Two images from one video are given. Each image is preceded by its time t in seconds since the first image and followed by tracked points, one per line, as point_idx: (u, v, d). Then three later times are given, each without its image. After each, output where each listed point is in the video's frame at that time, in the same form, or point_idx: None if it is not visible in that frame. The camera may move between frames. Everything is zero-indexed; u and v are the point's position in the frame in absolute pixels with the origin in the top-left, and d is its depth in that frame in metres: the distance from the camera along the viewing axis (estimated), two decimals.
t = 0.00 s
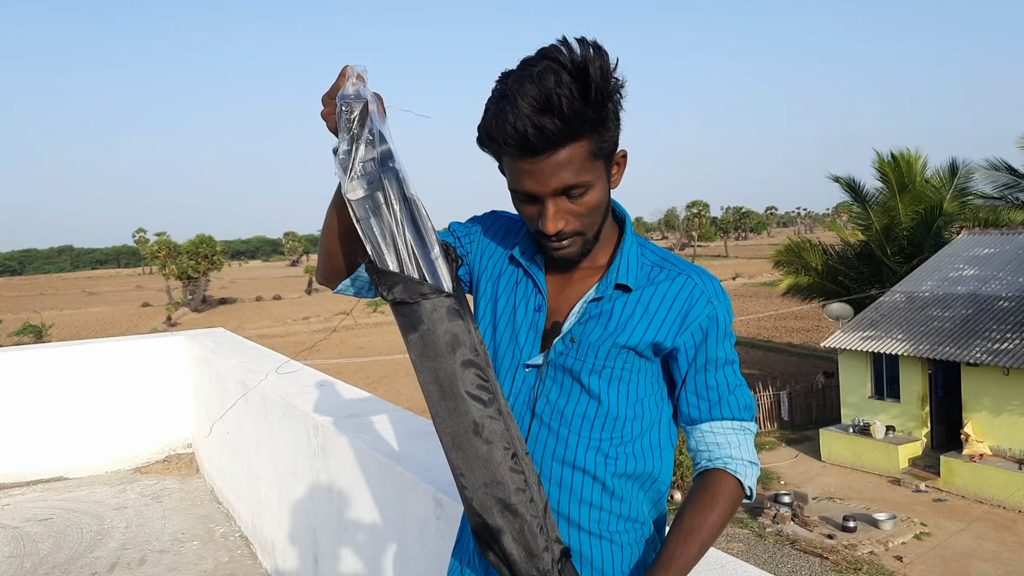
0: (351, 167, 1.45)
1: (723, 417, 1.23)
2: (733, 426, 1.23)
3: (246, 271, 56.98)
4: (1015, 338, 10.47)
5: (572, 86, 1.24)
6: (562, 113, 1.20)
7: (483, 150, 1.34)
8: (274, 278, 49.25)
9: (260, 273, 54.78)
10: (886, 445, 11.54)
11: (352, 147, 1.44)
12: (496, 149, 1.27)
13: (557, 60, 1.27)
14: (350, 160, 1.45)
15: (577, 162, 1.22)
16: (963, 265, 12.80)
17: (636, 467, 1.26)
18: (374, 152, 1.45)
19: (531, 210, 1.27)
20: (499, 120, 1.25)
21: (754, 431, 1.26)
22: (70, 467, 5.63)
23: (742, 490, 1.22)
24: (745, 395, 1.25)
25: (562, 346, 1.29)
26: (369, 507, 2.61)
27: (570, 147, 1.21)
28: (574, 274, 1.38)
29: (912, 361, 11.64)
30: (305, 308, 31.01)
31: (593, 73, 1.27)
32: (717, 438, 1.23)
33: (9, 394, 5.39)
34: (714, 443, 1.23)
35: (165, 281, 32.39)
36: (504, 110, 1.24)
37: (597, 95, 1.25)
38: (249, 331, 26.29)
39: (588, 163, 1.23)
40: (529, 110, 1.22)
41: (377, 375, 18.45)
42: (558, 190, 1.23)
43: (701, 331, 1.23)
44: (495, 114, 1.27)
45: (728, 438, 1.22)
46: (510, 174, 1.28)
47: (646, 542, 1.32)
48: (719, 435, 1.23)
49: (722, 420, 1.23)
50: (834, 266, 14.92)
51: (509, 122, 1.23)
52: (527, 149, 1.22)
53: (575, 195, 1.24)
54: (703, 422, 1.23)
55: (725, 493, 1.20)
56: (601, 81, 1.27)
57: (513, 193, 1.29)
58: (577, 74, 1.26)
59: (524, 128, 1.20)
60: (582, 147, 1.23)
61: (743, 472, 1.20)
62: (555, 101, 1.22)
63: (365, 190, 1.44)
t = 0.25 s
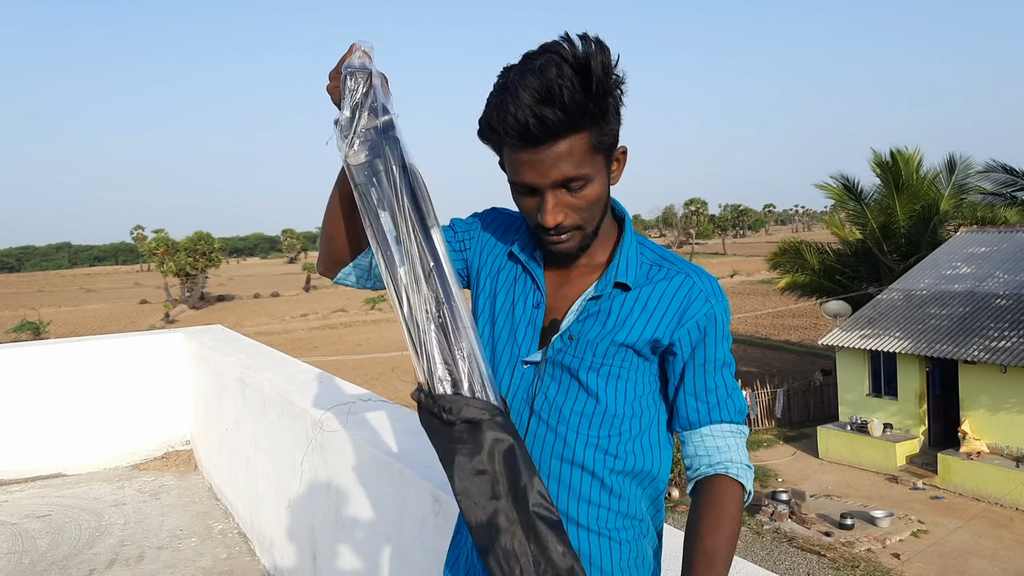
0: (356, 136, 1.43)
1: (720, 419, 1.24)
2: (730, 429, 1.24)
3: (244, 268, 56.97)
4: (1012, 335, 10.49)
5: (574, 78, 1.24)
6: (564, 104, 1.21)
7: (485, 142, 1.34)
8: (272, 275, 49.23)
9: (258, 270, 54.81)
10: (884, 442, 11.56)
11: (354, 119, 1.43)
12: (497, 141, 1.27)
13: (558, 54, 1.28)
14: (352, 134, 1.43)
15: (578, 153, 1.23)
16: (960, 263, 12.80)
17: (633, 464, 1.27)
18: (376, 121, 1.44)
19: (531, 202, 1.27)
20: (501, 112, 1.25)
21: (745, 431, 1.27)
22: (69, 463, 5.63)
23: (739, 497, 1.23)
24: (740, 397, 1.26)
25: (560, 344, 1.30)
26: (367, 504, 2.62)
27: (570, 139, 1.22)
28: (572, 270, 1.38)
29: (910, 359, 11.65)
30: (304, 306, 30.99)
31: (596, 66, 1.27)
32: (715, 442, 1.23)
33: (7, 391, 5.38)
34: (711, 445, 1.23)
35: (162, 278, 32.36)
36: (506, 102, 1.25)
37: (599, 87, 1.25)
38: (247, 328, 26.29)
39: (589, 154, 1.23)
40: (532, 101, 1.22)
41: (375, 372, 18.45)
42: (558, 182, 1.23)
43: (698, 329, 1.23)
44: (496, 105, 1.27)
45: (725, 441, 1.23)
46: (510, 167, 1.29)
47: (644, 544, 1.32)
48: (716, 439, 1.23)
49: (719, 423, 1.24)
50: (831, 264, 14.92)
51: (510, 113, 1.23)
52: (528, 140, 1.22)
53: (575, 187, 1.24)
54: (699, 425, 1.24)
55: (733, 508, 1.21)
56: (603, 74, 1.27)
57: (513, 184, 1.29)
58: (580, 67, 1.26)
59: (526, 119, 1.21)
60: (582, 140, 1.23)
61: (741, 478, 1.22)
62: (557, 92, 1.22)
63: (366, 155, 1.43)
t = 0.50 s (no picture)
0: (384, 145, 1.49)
1: (716, 404, 1.14)
2: (727, 415, 1.14)
3: (242, 265, 56.92)
4: (1010, 333, 10.49)
5: (570, 63, 1.25)
6: (558, 84, 1.21)
7: (482, 132, 1.35)
8: (270, 272, 49.22)
9: (257, 267, 54.77)
10: (882, 440, 11.57)
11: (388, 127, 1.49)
12: (492, 124, 1.28)
13: (557, 44, 1.29)
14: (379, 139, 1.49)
15: (572, 136, 1.22)
16: (958, 261, 12.80)
17: (632, 458, 1.26)
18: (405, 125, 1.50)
19: (523, 187, 1.26)
20: (496, 90, 1.27)
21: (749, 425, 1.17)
22: (66, 460, 5.63)
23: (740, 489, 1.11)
24: (737, 382, 1.17)
25: (558, 338, 1.30)
26: (365, 500, 2.62)
27: (562, 121, 1.22)
28: (568, 265, 1.38)
29: (907, 356, 11.66)
30: (302, 302, 30.98)
31: (594, 56, 1.28)
32: (708, 425, 1.13)
33: (4, 387, 5.38)
34: (707, 432, 1.13)
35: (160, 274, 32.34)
36: (502, 83, 1.27)
37: (596, 75, 1.26)
38: (245, 325, 26.29)
39: (582, 138, 1.23)
40: (527, 81, 1.24)
41: (373, 369, 18.45)
42: (550, 164, 1.22)
43: (694, 312, 1.20)
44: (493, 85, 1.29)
45: (722, 426, 1.13)
46: (506, 152, 1.28)
47: (644, 542, 1.32)
48: (714, 423, 1.13)
49: (713, 405, 1.14)
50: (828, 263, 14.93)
51: (504, 93, 1.25)
52: (521, 119, 1.23)
53: (567, 171, 1.23)
54: (693, 408, 1.15)
55: (720, 488, 1.10)
56: (600, 64, 1.28)
57: (507, 170, 1.29)
58: (578, 54, 1.27)
59: (519, 97, 1.22)
60: (574, 124, 1.23)
61: (737, 462, 1.10)
62: (551, 73, 1.23)
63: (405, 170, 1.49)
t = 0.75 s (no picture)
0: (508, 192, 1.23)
1: (654, 356, 1.08)
2: (659, 363, 1.07)
3: (240, 260, 56.88)
4: (1008, 330, 10.49)
5: (530, 53, 1.28)
6: (510, 68, 1.27)
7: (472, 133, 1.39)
8: (268, 267, 49.24)
9: (254, 262, 54.74)
10: (879, 436, 11.58)
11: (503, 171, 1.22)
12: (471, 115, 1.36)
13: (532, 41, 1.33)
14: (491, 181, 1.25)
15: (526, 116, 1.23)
16: (956, 258, 12.81)
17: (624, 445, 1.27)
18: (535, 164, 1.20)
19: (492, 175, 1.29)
20: (467, 77, 1.35)
21: (692, 388, 1.09)
22: (64, 455, 5.62)
23: (654, 442, 1.02)
24: (700, 342, 1.13)
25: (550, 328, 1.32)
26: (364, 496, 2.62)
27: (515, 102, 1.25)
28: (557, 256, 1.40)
29: (906, 353, 11.67)
30: (300, 298, 30.97)
31: (559, 46, 1.28)
32: (639, 373, 1.06)
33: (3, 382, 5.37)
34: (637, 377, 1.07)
35: (158, 269, 32.33)
36: (472, 72, 1.34)
37: (560, 62, 1.26)
38: (243, 320, 26.29)
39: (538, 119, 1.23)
40: (489, 70, 1.31)
41: (371, 364, 18.44)
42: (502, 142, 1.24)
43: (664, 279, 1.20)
44: (467, 76, 1.36)
45: (654, 373, 1.05)
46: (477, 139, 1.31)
47: (641, 536, 1.32)
48: (643, 370, 1.06)
49: (652, 356, 1.08)
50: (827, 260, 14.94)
51: (473, 83, 1.33)
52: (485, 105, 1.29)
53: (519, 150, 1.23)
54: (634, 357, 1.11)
55: (604, 433, 1.00)
56: (566, 53, 1.27)
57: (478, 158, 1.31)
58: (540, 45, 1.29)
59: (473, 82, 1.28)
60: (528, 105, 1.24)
61: (644, 403, 1.01)
62: (509, 61, 1.29)
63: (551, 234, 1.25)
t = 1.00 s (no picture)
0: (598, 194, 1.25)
1: (656, 348, 1.11)
2: (662, 356, 1.10)
3: (237, 254, 56.79)
4: (1005, 324, 10.51)
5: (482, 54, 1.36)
6: (457, 74, 1.34)
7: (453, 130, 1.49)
8: (264, 262, 49.19)
9: (252, 256, 54.70)
10: (876, 431, 11.59)
11: (594, 174, 1.26)
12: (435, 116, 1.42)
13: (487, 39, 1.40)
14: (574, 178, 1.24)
15: (483, 117, 1.33)
16: (954, 253, 12.82)
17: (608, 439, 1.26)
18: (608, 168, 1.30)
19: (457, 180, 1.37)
20: (423, 84, 1.42)
21: (698, 378, 1.11)
22: (62, 449, 5.61)
23: (662, 431, 1.07)
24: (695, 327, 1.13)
25: (536, 321, 1.31)
26: (360, 490, 2.62)
27: (468, 108, 1.34)
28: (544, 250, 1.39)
29: (903, 348, 11.68)
30: (297, 292, 30.94)
31: (507, 45, 1.36)
32: (647, 363, 1.10)
33: None
34: (643, 371, 1.10)
35: (155, 264, 32.30)
36: (425, 80, 1.41)
37: (509, 59, 1.33)
38: (240, 314, 26.27)
39: (492, 120, 1.33)
40: (441, 75, 1.38)
41: (368, 358, 18.43)
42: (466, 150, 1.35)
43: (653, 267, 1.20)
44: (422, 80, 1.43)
45: (658, 365, 1.09)
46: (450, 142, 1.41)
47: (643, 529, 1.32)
48: (648, 364, 1.10)
49: (659, 349, 1.10)
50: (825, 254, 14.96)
51: (428, 92, 1.41)
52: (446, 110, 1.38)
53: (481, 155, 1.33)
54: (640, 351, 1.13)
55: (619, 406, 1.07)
56: (514, 50, 1.35)
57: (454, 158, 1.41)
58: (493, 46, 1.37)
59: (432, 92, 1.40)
60: (483, 107, 1.33)
61: (653, 400, 1.06)
62: (459, 63, 1.36)
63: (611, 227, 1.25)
